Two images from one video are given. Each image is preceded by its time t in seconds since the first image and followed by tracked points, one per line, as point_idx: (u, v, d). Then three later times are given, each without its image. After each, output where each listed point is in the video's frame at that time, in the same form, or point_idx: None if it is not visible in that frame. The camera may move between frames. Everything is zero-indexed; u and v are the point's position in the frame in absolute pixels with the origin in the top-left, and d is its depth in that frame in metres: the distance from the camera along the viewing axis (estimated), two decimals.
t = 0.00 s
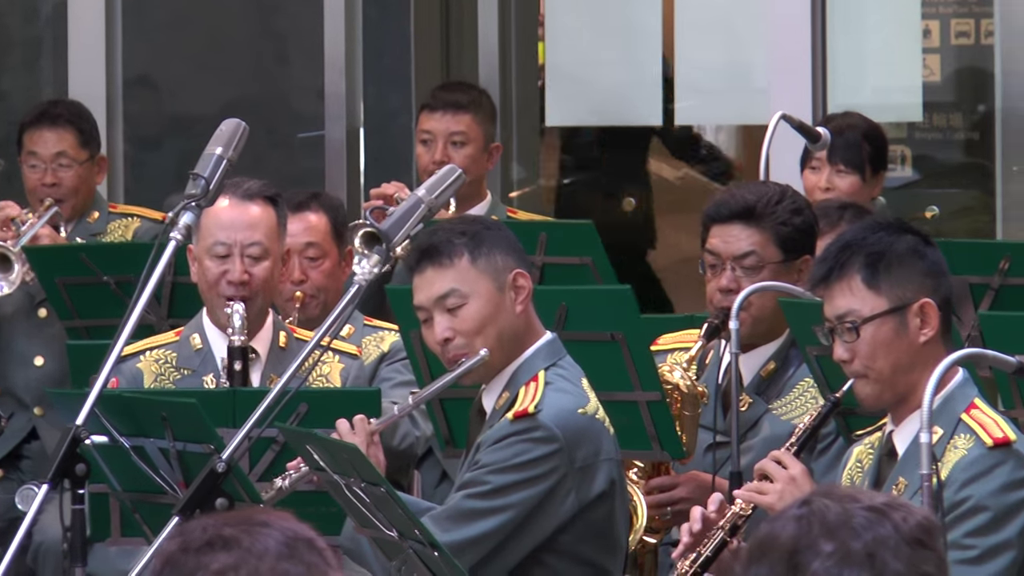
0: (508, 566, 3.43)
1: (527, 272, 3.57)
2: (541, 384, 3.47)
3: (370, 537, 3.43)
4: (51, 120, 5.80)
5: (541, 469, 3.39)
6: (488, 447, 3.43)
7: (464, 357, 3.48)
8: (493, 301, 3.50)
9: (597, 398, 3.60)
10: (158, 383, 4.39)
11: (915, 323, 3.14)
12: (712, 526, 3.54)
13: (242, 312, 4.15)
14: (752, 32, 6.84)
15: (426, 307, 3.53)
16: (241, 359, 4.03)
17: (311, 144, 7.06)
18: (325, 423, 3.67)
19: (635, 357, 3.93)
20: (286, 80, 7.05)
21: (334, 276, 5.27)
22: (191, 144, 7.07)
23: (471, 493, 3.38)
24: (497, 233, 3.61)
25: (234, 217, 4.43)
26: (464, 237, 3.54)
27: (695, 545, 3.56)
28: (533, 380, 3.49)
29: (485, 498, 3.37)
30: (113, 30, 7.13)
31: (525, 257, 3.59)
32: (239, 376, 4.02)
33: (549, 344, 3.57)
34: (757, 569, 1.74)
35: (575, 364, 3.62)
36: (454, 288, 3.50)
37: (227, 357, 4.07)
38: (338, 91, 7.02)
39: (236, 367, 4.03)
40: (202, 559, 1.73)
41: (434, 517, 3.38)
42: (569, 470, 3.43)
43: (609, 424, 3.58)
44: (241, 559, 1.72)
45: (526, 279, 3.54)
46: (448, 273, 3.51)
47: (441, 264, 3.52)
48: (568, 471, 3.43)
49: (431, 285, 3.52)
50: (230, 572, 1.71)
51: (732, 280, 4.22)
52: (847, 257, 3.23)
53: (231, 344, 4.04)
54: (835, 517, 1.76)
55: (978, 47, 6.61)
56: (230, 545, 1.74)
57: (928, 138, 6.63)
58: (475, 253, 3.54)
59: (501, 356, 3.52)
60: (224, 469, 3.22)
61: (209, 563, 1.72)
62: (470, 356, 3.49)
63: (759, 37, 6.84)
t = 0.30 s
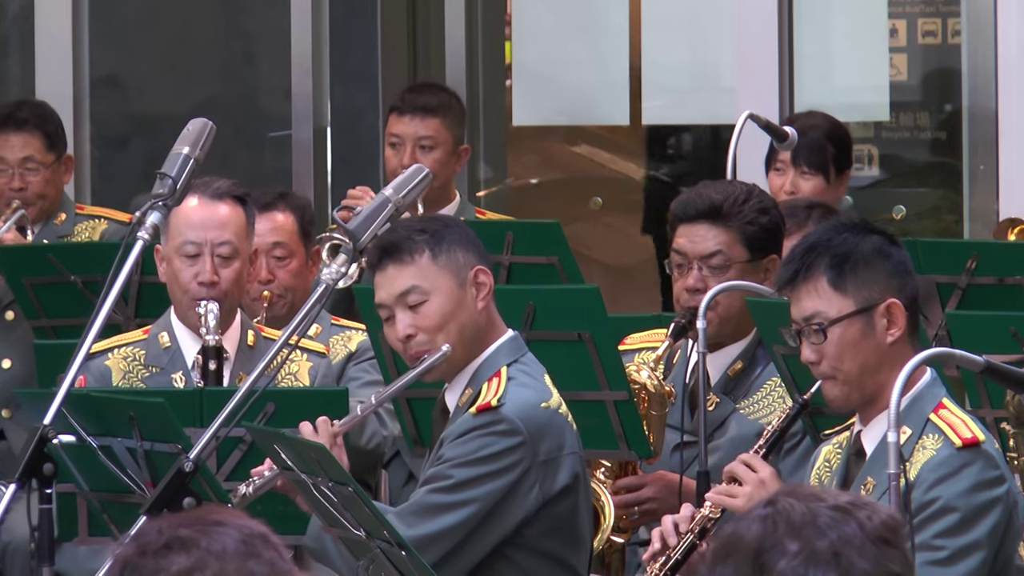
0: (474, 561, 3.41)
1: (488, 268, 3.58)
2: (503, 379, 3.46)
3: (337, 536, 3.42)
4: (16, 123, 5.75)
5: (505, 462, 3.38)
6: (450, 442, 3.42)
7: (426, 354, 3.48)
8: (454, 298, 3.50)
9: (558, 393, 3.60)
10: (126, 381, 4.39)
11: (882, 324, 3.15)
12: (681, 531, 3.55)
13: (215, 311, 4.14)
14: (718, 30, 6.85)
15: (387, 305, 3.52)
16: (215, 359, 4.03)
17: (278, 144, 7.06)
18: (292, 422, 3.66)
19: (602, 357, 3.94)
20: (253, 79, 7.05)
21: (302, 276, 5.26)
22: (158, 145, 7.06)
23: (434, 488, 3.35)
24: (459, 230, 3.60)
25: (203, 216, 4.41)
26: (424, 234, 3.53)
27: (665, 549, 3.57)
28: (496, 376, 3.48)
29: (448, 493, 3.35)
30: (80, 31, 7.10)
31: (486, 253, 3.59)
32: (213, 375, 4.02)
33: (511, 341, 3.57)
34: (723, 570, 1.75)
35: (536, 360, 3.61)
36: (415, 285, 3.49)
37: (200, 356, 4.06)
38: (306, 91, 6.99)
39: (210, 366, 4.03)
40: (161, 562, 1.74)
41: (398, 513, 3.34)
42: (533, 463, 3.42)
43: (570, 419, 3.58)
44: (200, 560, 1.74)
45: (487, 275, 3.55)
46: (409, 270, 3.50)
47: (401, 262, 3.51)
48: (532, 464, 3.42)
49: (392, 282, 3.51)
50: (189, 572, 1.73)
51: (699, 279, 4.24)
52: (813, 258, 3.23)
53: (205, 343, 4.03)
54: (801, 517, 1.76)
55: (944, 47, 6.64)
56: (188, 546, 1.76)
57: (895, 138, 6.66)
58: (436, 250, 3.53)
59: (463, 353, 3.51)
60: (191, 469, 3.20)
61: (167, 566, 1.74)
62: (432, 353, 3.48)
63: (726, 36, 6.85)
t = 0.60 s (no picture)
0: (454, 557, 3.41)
1: (465, 266, 3.58)
2: (481, 376, 3.46)
3: (318, 536, 3.41)
4: None
5: (483, 457, 3.38)
6: (429, 438, 3.42)
7: (404, 352, 3.48)
8: (431, 295, 3.50)
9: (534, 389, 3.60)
10: (107, 382, 4.36)
11: (862, 325, 3.16)
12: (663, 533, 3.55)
13: (197, 311, 4.11)
14: (700, 29, 6.86)
15: (365, 303, 3.52)
16: (196, 359, 4.02)
17: (261, 144, 7.05)
18: (274, 422, 3.66)
19: (585, 356, 3.95)
20: (235, 79, 7.04)
21: (284, 275, 5.25)
22: (140, 145, 7.04)
23: (413, 484, 3.35)
24: (435, 228, 3.60)
25: (185, 216, 4.41)
26: (401, 232, 3.53)
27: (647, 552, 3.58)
28: (473, 373, 3.48)
29: (427, 488, 3.35)
30: (61, 30, 7.07)
31: (463, 251, 3.59)
32: (194, 375, 4.01)
33: (488, 339, 3.57)
34: (704, 570, 1.76)
35: (512, 357, 3.62)
36: (393, 282, 3.49)
37: (181, 356, 4.05)
38: (288, 92, 7.01)
39: (190, 367, 4.02)
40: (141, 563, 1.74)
41: (377, 510, 3.34)
42: (511, 458, 3.42)
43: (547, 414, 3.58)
44: (178, 561, 1.74)
45: (464, 273, 3.55)
46: (386, 267, 3.50)
47: (378, 259, 3.51)
48: (510, 459, 3.42)
49: (369, 280, 3.51)
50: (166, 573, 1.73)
51: (681, 279, 4.23)
52: (792, 260, 3.24)
53: (186, 344, 4.02)
54: (781, 517, 1.76)
55: (926, 47, 6.66)
56: (167, 547, 1.76)
57: (878, 137, 6.65)
58: (412, 248, 3.53)
59: (441, 351, 3.51)
60: (174, 469, 3.19)
61: (146, 567, 1.74)
62: (409, 350, 3.48)
63: (707, 33, 6.86)
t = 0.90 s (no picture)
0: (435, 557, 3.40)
1: (444, 265, 3.57)
2: (461, 375, 3.45)
3: (301, 536, 3.41)
4: None
5: (463, 456, 3.37)
6: (409, 437, 3.41)
7: (383, 351, 3.48)
8: (411, 294, 3.49)
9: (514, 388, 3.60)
10: (89, 383, 4.36)
11: (844, 325, 3.16)
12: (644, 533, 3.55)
13: (177, 311, 4.12)
14: (682, 28, 6.87)
15: (344, 302, 3.50)
16: (176, 358, 4.00)
17: (242, 144, 7.03)
18: (255, 422, 3.65)
19: (567, 356, 3.95)
20: (217, 79, 7.03)
21: (266, 275, 5.24)
22: (122, 144, 7.02)
23: (393, 483, 3.34)
24: (415, 227, 3.59)
25: (167, 216, 4.39)
26: (380, 231, 3.52)
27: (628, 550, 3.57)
28: (453, 372, 3.48)
29: (407, 487, 3.35)
30: (44, 29, 7.04)
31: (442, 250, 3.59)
32: (174, 375, 3.99)
33: (468, 338, 3.56)
34: (687, 570, 1.76)
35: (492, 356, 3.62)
36: (372, 282, 3.49)
37: (161, 356, 4.03)
38: (270, 91, 6.97)
39: (171, 367, 3.99)
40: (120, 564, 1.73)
41: (358, 509, 3.34)
42: (491, 457, 3.41)
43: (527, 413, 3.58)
44: (156, 562, 1.73)
45: (443, 272, 3.54)
46: (366, 267, 3.49)
47: (358, 258, 3.51)
48: (490, 458, 3.41)
49: (349, 279, 3.50)
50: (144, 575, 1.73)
51: (663, 278, 4.24)
52: (773, 260, 3.24)
53: (165, 343, 4.00)
54: (765, 516, 1.76)
55: (908, 46, 6.66)
56: (149, 549, 1.75)
57: (861, 137, 6.67)
58: (391, 247, 3.52)
59: (421, 350, 3.50)
60: (155, 468, 3.18)
61: (128, 569, 1.73)
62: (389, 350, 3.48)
63: (689, 33, 6.87)
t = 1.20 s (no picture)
0: (413, 558, 3.39)
1: (426, 265, 3.57)
2: (442, 376, 3.45)
3: (280, 535, 3.40)
4: None
5: (443, 457, 3.37)
6: (389, 437, 3.41)
7: (365, 350, 3.47)
8: (392, 293, 3.49)
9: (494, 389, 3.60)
10: (67, 383, 4.34)
11: (824, 326, 3.17)
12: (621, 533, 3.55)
13: (154, 309, 4.10)
14: (661, 29, 6.88)
15: (326, 301, 3.50)
16: (153, 358, 3.98)
17: (221, 143, 7.01)
18: (234, 420, 3.64)
19: (546, 356, 3.95)
20: (196, 78, 7.00)
21: (245, 275, 5.23)
22: (101, 144, 6.99)
23: (373, 483, 3.34)
24: (397, 226, 3.60)
25: (145, 215, 4.38)
26: (363, 230, 3.53)
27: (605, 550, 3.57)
28: (434, 372, 3.47)
29: (387, 488, 3.34)
30: (22, 28, 6.99)
31: (424, 250, 3.59)
32: (151, 375, 3.98)
33: (449, 338, 3.56)
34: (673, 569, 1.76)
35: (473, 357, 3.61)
36: (354, 281, 3.48)
37: (139, 356, 4.01)
38: (249, 92, 6.98)
39: (148, 367, 3.98)
40: (98, 564, 1.72)
41: (337, 509, 3.33)
42: (471, 459, 3.41)
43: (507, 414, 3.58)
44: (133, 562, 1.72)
45: (426, 271, 3.55)
46: (347, 265, 3.49)
47: (340, 258, 3.50)
48: (470, 460, 3.41)
49: (331, 278, 3.50)
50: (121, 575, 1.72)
51: (644, 278, 4.24)
52: (753, 260, 3.25)
53: (142, 343, 3.99)
54: (753, 515, 1.76)
55: (887, 46, 6.68)
56: (128, 548, 1.74)
57: (839, 137, 6.66)
58: (374, 246, 3.53)
59: (401, 350, 3.50)
60: (134, 468, 3.17)
61: (107, 568, 1.72)
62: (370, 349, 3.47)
63: (667, 31, 6.88)
